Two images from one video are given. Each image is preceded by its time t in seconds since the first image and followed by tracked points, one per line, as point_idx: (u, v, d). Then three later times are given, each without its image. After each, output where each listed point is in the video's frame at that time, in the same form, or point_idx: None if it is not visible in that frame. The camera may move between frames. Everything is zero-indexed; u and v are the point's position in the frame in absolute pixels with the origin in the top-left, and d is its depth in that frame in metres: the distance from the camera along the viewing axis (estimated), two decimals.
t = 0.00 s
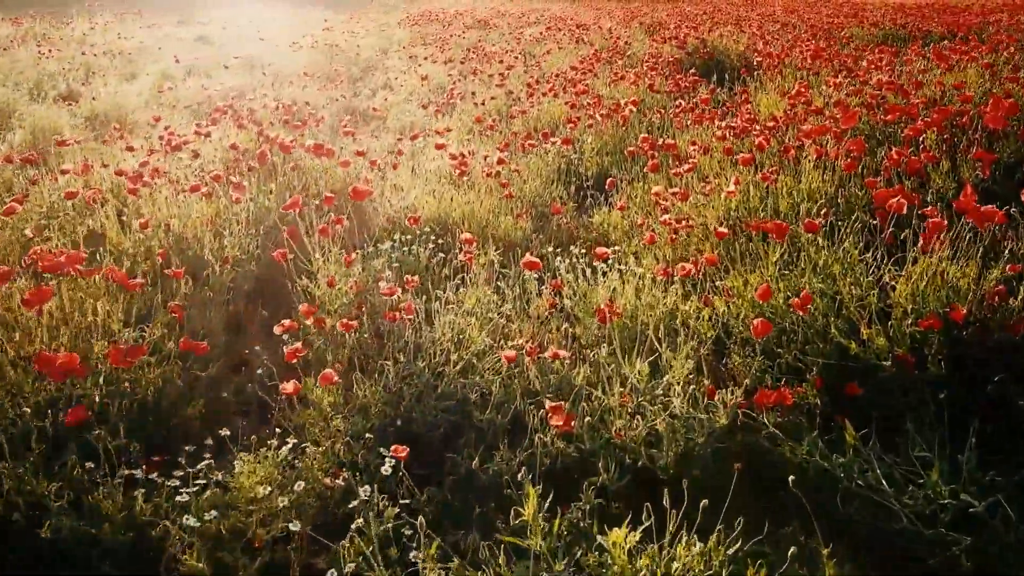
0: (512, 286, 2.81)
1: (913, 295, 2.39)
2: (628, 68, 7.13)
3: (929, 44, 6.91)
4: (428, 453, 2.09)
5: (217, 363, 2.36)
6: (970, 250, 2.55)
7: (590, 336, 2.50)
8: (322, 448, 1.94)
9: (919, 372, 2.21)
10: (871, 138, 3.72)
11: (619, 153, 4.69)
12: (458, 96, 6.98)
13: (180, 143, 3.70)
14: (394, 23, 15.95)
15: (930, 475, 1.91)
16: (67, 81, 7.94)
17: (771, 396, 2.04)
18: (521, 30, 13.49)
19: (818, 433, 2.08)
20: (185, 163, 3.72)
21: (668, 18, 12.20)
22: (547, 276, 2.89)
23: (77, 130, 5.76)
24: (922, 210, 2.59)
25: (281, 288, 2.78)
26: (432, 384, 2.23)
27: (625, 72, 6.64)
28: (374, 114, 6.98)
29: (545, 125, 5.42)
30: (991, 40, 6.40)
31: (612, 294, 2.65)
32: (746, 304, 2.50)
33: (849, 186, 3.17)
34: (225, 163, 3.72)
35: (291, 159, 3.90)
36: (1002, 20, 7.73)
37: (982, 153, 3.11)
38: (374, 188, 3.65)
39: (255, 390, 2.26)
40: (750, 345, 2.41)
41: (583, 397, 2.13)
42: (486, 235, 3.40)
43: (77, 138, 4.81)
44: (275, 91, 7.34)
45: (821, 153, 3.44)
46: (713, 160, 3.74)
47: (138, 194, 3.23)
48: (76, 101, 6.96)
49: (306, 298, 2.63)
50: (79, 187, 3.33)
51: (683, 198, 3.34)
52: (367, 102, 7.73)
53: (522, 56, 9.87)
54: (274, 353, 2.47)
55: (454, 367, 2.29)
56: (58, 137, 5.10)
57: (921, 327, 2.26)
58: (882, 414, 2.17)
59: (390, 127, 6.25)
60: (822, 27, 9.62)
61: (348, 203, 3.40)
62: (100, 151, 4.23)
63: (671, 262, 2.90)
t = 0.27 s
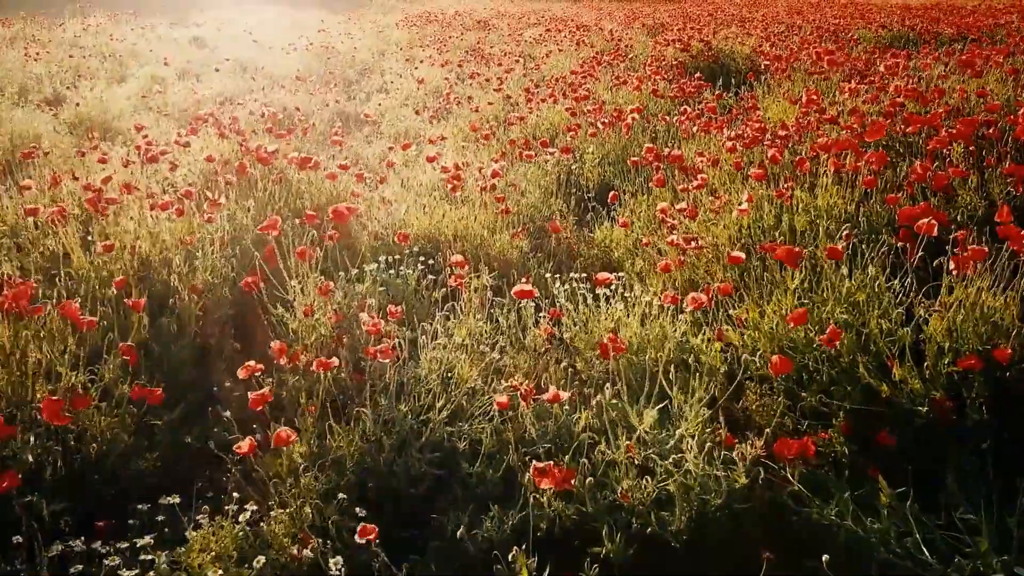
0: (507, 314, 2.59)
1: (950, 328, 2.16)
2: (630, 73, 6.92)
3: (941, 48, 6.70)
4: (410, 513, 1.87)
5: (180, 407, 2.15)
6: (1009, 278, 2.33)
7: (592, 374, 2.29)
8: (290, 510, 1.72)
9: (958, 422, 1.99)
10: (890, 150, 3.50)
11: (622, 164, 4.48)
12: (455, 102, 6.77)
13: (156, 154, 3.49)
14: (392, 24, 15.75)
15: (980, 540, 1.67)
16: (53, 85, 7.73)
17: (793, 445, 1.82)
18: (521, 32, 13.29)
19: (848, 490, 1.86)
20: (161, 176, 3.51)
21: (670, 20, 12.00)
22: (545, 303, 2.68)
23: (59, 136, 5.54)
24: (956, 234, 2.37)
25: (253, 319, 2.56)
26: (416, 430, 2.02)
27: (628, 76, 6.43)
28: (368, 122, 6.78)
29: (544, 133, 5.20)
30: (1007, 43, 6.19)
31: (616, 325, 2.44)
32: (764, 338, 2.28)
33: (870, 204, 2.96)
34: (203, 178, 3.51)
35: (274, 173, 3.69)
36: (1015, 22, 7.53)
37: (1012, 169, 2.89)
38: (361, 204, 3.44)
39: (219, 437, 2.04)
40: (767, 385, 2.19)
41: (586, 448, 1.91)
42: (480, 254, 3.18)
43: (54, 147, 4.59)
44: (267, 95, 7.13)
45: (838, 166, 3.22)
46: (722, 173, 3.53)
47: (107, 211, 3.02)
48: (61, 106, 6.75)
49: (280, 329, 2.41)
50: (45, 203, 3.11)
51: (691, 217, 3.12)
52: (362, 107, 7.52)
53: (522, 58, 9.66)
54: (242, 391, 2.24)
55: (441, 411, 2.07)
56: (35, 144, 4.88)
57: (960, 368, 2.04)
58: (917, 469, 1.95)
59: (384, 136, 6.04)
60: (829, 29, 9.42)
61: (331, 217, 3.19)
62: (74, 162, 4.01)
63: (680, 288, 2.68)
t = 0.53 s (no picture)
0: (506, 337, 2.44)
1: (985, 355, 2.01)
2: (633, 75, 6.77)
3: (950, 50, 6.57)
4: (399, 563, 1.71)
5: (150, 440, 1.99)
6: None
7: (597, 404, 2.14)
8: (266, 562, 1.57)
9: (996, 461, 1.82)
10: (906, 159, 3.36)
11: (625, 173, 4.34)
12: (454, 106, 6.63)
13: (140, 164, 3.34)
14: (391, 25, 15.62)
15: None
16: (45, 87, 7.58)
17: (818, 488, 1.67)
18: (521, 33, 13.15)
19: (878, 536, 1.69)
20: (146, 187, 3.36)
21: (672, 22, 11.87)
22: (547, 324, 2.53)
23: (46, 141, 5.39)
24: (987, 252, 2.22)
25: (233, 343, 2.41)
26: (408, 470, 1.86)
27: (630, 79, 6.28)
28: (365, 126, 6.64)
29: (545, 139, 5.06)
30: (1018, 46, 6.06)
31: (623, 350, 2.29)
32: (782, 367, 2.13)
33: (888, 218, 2.81)
34: (189, 189, 3.37)
35: (265, 183, 3.55)
36: None
37: None
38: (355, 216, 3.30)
39: (191, 477, 1.89)
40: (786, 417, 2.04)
41: (592, 492, 1.76)
42: (478, 269, 3.04)
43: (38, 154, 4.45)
44: (262, 99, 6.99)
45: (854, 177, 3.08)
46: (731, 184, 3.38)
47: (85, 224, 2.88)
48: (51, 110, 6.60)
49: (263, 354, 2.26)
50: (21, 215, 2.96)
51: (699, 232, 2.98)
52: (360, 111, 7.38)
53: (523, 60, 9.52)
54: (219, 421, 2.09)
55: (435, 446, 1.92)
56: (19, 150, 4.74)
57: (996, 399, 1.89)
58: (954, 514, 1.78)
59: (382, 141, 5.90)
60: (834, 31, 9.28)
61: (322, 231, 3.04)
62: (57, 169, 3.86)
63: (689, 309, 2.53)
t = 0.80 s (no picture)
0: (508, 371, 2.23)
1: None
2: (638, 78, 6.57)
3: (966, 53, 6.36)
4: None
5: (107, 497, 1.79)
6: None
7: (607, 451, 1.94)
8: None
9: None
10: (935, 172, 3.15)
11: (632, 183, 4.14)
12: (454, 110, 6.44)
13: (117, 176, 3.14)
14: (391, 25, 15.43)
15: None
16: (34, 89, 7.39)
17: (866, 557, 1.45)
18: (523, 33, 12.95)
19: None
20: (124, 201, 3.16)
21: (676, 23, 11.67)
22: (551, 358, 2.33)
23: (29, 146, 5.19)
24: None
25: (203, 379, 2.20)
26: (396, 534, 1.66)
27: (636, 82, 6.08)
28: (362, 131, 6.44)
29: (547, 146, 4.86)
30: None
31: (635, 391, 2.08)
32: (812, 413, 1.92)
33: (919, 238, 2.61)
34: (170, 204, 3.17)
35: (251, 197, 3.35)
36: None
37: None
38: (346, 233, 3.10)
39: (152, 542, 1.68)
40: (818, 469, 1.84)
41: (603, 565, 1.55)
42: (478, 291, 2.84)
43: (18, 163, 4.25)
44: (255, 102, 6.79)
45: (880, 192, 2.87)
46: (747, 199, 3.18)
47: (54, 244, 2.68)
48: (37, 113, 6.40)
49: (238, 393, 2.05)
50: None
51: (714, 251, 2.78)
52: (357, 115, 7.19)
53: (524, 62, 9.32)
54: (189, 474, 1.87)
55: (426, 506, 1.71)
56: None
57: None
58: None
59: (379, 148, 5.71)
60: (843, 32, 9.08)
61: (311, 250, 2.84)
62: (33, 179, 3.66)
63: (706, 339, 2.33)
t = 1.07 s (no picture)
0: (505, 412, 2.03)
1: None
2: (643, 82, 6.36)
3: (981, 57, 6.16)
4: None
5: (48, 563, 1.59)
6: None
7: (615, 508, 1.73)
8: None
9: None
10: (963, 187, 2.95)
11: (638, 194, 3.93)
12: (452, 115, 6.24)
13: (88, 191, 2.94)
14: (389, 26, 15.23)
15: None
16: (20, 92, 7.18)
17: None
18: (523, 35, 12.75)
19: None
20: (96, 218, 2.96)
21: (680, 24, 11.47)
22: (553, 395, 2.13)
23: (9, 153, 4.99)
24: None
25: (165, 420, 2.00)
26: None
27: (640, 87, 5.87)
28: (357, 136, 6.23)
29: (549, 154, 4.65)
30: None
31: (646, 436, 1.88)
32: (844, 465, 1.72)
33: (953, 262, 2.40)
34: (144, 219, 2.96)
35: (233, 212, 3.14)
36: None
37: None
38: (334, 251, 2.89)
39: None
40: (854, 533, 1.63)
41: None
42: (474, 316, 2.63)
43: None
44: (248, 106, 6.59)
45: (907, 210, 2.67)
46: (761, 215, 2.98)
47: (14, 267, 2.48)
48: (22, 118, 6.20)
49: (204, 439, 1.84)
50: None
51: (729, 273, 2.57)
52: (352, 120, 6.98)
53: (525, 64, 9.13)
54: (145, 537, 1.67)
55: None
56: None
57: None
58: None
59: (374, 155, 5.51)
60: (850, 34, 8.88)
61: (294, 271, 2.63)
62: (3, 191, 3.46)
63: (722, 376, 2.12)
